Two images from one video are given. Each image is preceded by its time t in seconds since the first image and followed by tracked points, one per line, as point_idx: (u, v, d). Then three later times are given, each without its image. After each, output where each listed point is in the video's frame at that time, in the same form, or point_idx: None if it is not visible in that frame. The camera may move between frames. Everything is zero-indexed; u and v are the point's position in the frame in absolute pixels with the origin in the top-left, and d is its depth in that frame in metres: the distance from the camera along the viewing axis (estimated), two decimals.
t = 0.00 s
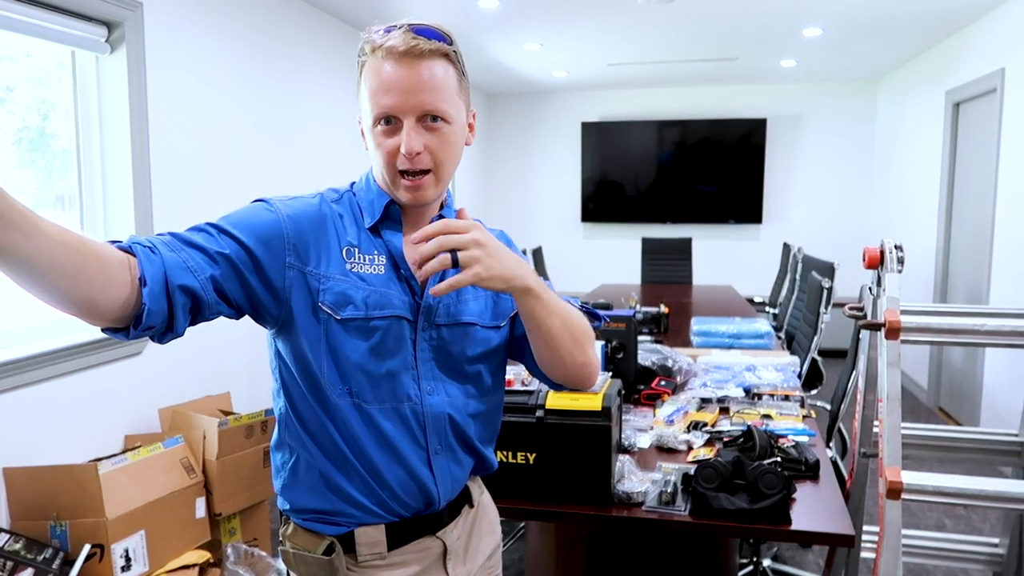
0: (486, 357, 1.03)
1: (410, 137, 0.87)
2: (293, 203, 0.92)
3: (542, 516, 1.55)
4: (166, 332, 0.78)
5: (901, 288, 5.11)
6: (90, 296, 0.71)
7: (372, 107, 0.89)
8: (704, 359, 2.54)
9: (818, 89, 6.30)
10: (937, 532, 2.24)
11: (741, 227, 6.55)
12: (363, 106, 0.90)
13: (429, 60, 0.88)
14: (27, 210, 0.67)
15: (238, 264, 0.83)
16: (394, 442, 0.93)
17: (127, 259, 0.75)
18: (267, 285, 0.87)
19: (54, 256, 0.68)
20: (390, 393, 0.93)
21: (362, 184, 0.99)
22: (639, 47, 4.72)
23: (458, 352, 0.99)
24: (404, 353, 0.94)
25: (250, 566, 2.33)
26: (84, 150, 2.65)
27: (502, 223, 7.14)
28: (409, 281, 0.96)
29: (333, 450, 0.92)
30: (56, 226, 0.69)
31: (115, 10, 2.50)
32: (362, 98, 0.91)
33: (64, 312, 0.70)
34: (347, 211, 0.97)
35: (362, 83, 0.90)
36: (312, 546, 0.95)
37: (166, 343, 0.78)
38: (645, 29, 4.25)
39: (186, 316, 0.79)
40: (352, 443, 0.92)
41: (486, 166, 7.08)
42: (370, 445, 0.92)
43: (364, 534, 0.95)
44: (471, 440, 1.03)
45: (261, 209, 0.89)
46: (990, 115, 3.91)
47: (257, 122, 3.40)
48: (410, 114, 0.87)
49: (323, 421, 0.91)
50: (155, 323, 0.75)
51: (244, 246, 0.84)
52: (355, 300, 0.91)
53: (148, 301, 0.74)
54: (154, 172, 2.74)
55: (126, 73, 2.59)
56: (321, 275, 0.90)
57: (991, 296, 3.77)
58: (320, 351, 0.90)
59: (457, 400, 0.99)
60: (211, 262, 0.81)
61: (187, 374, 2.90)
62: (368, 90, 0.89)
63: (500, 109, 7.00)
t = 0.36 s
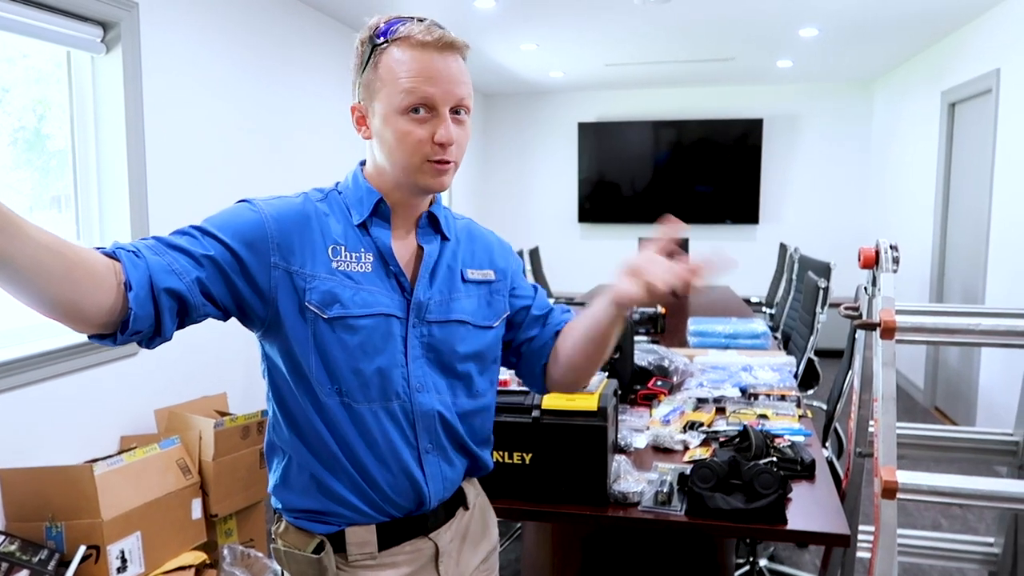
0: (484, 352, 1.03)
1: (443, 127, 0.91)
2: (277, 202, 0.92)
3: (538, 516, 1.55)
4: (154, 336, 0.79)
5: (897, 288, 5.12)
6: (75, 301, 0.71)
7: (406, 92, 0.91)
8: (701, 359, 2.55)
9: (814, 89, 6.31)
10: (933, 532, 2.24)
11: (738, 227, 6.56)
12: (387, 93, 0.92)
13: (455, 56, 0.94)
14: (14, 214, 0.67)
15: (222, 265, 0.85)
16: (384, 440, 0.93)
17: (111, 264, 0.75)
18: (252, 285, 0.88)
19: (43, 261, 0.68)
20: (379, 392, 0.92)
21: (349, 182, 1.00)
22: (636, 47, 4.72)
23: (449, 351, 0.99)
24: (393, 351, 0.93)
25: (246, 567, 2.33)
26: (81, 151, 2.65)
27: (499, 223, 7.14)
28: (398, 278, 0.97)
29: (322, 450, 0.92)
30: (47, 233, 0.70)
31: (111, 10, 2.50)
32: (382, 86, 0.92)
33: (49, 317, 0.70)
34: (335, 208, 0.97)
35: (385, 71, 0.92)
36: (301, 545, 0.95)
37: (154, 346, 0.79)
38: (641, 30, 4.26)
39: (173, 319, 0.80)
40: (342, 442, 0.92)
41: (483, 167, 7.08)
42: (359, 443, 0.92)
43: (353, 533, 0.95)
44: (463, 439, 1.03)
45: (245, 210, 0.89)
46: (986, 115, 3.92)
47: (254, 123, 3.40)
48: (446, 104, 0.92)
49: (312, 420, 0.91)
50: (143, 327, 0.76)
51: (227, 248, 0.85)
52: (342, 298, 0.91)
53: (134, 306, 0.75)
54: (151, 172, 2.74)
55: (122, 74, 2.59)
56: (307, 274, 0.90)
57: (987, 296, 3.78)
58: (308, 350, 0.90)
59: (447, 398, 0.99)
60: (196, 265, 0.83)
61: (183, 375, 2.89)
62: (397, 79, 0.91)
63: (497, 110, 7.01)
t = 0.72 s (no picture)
0: (465, 364, 1.04)
1: (451, 139, 0.92)
2: (275, 206, 0.92)
3: (535, 516, 1.55)
4: (149, 343, 0.79)
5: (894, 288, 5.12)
6: (71, 305, 0.71)
7: (411, 104, 0.91)
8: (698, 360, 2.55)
9: (812, 90, 6.32)
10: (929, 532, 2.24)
11: (735, 227, 6.56)
12: (391, 104, 0.92)
13: (462, 64, 0.95)
14: (10, 218, 0.67)
15: (219, 272, 0.84)
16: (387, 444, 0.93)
17: (105, 270, 0.75)
18: (252, 290, 0.87)
19: (38, 263, 0.68)
20: (383, 397, 0.92)
21: (350, 185, 1.00)
22: (633, 47, 4.72)
23: (449, 357, 1.00)
24: (396, 356, 0.94)
25: (243, 567, 2.34)
26: (78, 151, 2.64)
27: (497, 223, 7.14)
28: (401, 283, 0.98)
29: (325, 454, 0.92)
30: (43, 236, 0.70)
31: (108, 10, 2.50)
32: (388, 95, 0.92)
33: (43, 322, 0.70)
34: (336, 211, 0.97)
35: (392, 80, 0.92)
36: (306, 547, 0.95)
37: (149, 353, 0.79)
38: (638, 30, 4.26)
39: (168, 325, 0.80)
40: (344, 446, 0.93)
41: (481, 167, 7.07)
42: (363, 447, 0.92)
43: (359, 533, 0.95)
44: (463, 442, 1.04)
45: (243, 214, 0.89)
46: (983, 115, 3.92)
47: (251, 123, 3.39)
48: (452, 116, 0.92)
49: (315, 424, 0.92)
50: (136, 334, 0.76)
51: (224, 253, 0.85)
52: (345, 304, 0.91)
53: (128, 312, 0.75)
54: (148, 172, 2.73)
55: (119, 74, 2.59)
56: (309, 280, 0.90)
57: (983, 297, 3.78)
58: (311, 355, 0.90)
59: (448, 402, 1.00)
60: (192, 271, 0.82)
61: (180, 375, 2.89)
62: (404, 89, 0.91)
63: (495, 110, 7.01)
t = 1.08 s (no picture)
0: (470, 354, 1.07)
1: (474, 143, 0.97)
2: (273, 211, 0.91)
3: (532, 516, 1.55)
4: (151, 354, 0.78)
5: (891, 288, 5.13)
6: (74, 314, 0.70)
7: (448, 107, 0.93)
8: (694, 360, 2.55)
9: (809, 90, 6.32)
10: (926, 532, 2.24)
11: (733, 227, 6.57)
12: (427, 106, 0.92)
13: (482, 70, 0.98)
14: (16, 220, 0.65)
15: (219, 280, 0.83)
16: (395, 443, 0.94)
17: (108, 282, 0.74)
18: (255, 296, 0.87)
19: (43, 270, 0.67)
20: (390, 395, 0.93)
21: (343, 186, 1.00)
22: (630, 47, 4.72)
23: (452, 351, 1.01)
24: (401, 355, 0.95)
25: (241, 568, 2.34)
26: (75, 151, 2.64)
27: (495, 223, 7.14)
28: (402, 281, 0.99)
29: (332, 457, 0.92)
30: (46, 242, 0.68)
31: (104, 10, 2.50)
32: (423, 96, 0.92)
33: (44, 331, 0.69)
34: (332, 213, 0.97)
35: (430, 82, 0.92)
36: (310, 548, 0.95)
37: (151, 365, 0.78)
38: (635, 30, 4.26)
39: (170, 336, 0.79)
40: (352, 448, 0.93)
41: (479, 167, 7.07)
42: (371, 447, 0.93)
43: (363, 534, 0.95)
44: (467, 438, 1.06)
45: (241, 221, 0.88)
46: (979, 115, 3.93)
47: (247, 123, 3.39)
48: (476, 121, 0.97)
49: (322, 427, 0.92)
50: (139, 345, 0.75)
51: (225, 261, 0.84)
52: (350, 305, 0.91)
53: (130, 323, 0.74)
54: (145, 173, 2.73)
55: (116, 74, 2.59)
56: (312, 283, 0.90)
57: (980, 296, 3.79)
58: (317, 358, 0.90)
59: (452, 397, 1.02)
60: (192, 282, 0.81)
61: (176, 376, 2.89)
62: (442, 93, 0.93)
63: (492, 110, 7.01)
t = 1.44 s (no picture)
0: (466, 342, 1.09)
1: (467, 142, 1.01)
2: (261, 212, 0.91)
3: (528, 516, 1.55)
4: (150, 363, 0.78)
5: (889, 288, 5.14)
6: (66, 325, 0.69)
7: (454, 110, 0.96)
8: (691, 359, 2.55)
9: (806, 90, 6.33)
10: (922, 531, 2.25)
11: (731, 227, 6.58)
12: (436, 106, 0.95)
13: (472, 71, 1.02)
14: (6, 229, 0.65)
15: (212, 284, 0.83)
16: (396, 439, 0.95)
17: (100, 294, 0.73)
18: (250, 297, 0.87)
19: (35, 279, 0.67)
20: (390, 390, 0.94)
21: (328, 184, 1.00)
22: (627, 47, 4.72)
23: (447, 340, 1.02)
24: (398, 348, 0.95)
25: (236, 568, 2.32)
26: (72, 152, 2.64)
27: (493, 223, 7.14)
28: (395, 273, 0.99)
29: (332, 457, 0.92)
30: (38, 252, 0.68)
31: (101, 10, 2.50)
32: (432, 96, 0.95)
33: (33, 341, 0.69)
34: (318, 211, 0.97)
35: (439, 84, 0.95)
36: (312, 548, 0.95)
37: (151, 374, 0.78)
38: (631, 30, 4.27)
39: (167, 342, 0.78)
40: (353, 446, 0.93)
41: (476, 167, 7.07)
42: (372, 445, 0.93)
43: (365, 533, 0.95)
44: (465, 429, 1.06)
45: (230, 223, 0.88)
46: (975, 115, 3.94)
47: (244, 123, 3.39)
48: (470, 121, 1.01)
49: (321, 426, 0.92)
50: (137, 353, 0.75)
51: (218, 264, 0.84)
52: (346, 301, 0.92)
53: (126, 332, 0.73)
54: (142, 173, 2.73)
55: (113, 74, 2.59)
56: (307, 282, 0.90)
57: (976, 296, 3.80)
58: (316, 356, 0.90)
59: (450, 389, 1.02)
60: (184, 285, 0.81)
61: (173, 376, 2.89)
62: (449, 94, 0.96)
63: (490, 110, 7.01)
